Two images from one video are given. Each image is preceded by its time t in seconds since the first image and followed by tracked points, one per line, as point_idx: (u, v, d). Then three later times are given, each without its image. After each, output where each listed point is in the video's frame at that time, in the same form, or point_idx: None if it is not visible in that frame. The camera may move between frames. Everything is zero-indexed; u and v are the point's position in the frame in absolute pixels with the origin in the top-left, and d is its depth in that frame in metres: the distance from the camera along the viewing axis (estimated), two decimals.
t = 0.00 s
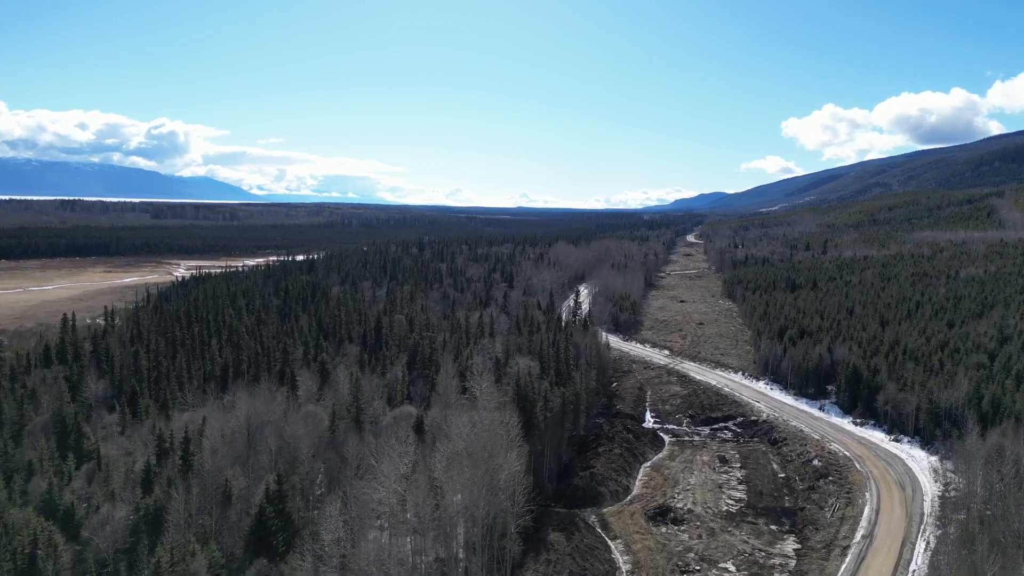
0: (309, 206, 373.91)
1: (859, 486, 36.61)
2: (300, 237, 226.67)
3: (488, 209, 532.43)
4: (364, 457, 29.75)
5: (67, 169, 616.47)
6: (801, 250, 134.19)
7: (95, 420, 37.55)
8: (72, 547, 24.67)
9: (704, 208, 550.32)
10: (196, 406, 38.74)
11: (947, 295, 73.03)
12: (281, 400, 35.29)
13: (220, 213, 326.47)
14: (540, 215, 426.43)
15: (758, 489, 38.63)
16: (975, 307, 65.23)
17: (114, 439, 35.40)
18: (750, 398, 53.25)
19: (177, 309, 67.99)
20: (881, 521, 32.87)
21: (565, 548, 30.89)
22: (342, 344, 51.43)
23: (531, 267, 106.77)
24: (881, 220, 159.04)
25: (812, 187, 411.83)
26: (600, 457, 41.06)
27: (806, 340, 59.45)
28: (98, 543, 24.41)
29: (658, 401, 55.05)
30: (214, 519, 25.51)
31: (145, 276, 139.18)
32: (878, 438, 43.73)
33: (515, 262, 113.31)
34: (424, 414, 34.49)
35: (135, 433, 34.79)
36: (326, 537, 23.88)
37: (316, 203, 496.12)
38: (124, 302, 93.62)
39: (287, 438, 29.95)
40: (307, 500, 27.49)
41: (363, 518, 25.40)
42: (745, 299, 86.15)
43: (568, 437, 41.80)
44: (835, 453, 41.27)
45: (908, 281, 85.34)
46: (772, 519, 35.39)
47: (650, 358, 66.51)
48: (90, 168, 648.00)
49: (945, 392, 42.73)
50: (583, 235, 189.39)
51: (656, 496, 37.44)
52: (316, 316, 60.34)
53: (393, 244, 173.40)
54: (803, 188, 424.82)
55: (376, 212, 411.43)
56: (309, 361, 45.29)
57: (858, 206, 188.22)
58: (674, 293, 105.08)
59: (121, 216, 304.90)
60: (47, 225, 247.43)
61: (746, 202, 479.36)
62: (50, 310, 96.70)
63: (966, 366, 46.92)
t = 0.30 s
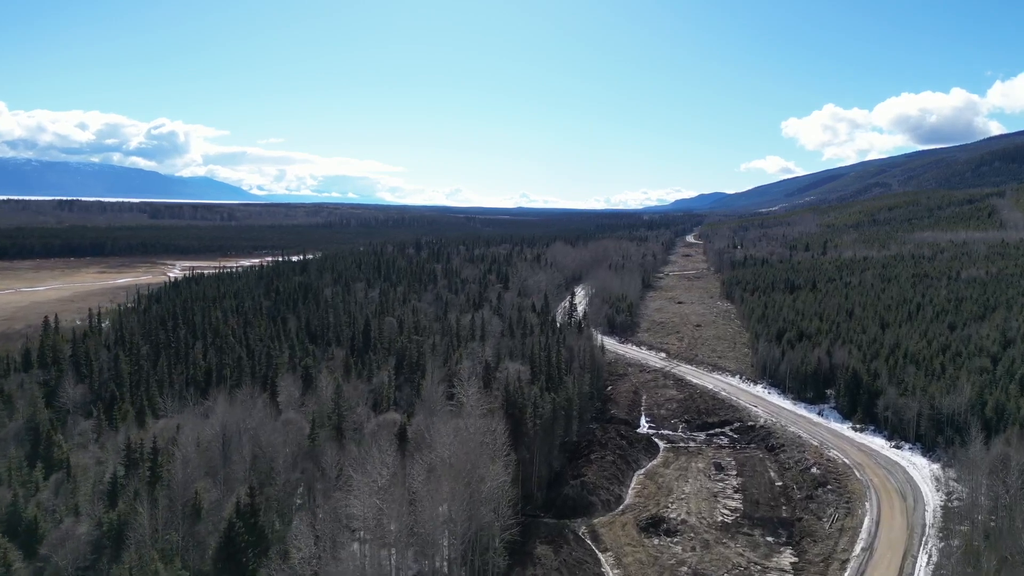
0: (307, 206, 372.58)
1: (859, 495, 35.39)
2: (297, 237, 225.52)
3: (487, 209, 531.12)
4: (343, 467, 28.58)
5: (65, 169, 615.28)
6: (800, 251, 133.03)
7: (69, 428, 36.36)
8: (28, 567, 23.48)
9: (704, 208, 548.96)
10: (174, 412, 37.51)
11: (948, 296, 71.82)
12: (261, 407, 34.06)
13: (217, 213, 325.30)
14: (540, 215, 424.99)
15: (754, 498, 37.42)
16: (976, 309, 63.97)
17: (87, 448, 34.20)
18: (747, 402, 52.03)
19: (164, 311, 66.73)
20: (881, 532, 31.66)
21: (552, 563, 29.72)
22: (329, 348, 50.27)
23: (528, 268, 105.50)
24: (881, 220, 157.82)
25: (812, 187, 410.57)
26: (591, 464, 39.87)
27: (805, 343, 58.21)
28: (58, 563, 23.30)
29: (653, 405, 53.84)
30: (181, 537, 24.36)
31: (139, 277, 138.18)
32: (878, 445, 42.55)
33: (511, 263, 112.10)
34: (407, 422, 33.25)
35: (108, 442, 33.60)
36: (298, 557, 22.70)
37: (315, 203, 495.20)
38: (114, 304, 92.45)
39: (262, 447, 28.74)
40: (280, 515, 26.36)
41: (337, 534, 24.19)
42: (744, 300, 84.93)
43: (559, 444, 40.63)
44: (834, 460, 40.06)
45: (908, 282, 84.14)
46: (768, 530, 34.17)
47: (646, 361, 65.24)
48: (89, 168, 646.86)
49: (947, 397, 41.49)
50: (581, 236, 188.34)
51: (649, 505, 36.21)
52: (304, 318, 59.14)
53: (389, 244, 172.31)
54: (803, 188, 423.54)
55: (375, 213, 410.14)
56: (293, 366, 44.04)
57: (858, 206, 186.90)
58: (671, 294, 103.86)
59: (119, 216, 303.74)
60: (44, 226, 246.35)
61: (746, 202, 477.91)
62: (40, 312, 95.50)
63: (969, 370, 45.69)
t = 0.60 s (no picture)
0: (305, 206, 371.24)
1: (856, 504, 34.27)
2: (294, 237, 224.36)
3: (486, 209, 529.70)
4: (318, 478, 27.48)
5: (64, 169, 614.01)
6: (799, 251, 131.88)
7: (41, 434, 35.28)
8: None
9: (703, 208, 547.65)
10: (149, 417, 36.40)
11: (948, 298, 70.66)
12: (236, 413, 32.94)
13: (215, 213, 323.92)
14: (539, 215, 423.86)
15: (747, 507, 36.34)
16: (977, 311, 62.81)
17: (56, 455, 33.09)
18: (742, 406, 50.91)
19: (149, 312, 65.68)
20: (877, 544, 30.56)
21: None
22: (314, 352, 49.16)
23: (523, 268, 104.41)
24: (880, 220, 156.69)
25: (812, 188, 409.14)
26: (580, 472, 38.73)
27: (802, 345, 57.13)
28: None
29: (646, 409, 52.72)
30: (143, 552, 23.25)
31: (133, 277, 137.18)
32: (875, 451, 41.44)
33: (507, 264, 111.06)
34: (386, 429, 32.12)
35: (78, 449, 32.50)
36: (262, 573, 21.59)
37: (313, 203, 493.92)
38: (104, 305, 91.39)
39: (234, 456, 27.66)
40: (249, 529, 25.26)
41: (305, 551, 23.12)
42: (741, 301, 83.82)
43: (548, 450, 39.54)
44: (830, 467, 38.98)
45: (907, 283, 83.05)
46: (761, 541, 33.06)
47: (640, 364, 64.14)
48: (87, 168, 645.88)
49: (947, 402, 40.40)
50: (579, 236, 186.76)
51: (639, 515, 35.08)
52: (291, 320, 58.03)
53: (386, 245, 171.23)
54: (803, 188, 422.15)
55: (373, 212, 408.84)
56: (275, 370, 42.92)
57: (858, 206, 185.73)
58: (668, 295, 102.75)
59: (116, 215, 302.47)
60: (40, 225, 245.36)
61: (745, 203, 476.60)
62: (30, 313, 94.45)
63: (968, 374, 44.61)
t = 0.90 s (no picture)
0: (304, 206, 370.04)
1: (855, 514, 33.09)
2: (292, 237, 223.41)
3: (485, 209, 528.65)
4: (294, 490, 26.39)
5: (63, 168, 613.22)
6: (798, 252, 130.70)
7: (13, 442, 34.22)
8: None
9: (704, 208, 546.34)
10: (125, 424, 35.30)
11: (950, 299, 69.46)
12: (213, 421, 31.83)
13: (214, 213, 322.73)
14: (539, 215, 422.57)
15: (742, 517, 35.17)
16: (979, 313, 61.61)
17: (27, 464, 31.98)
18: (739, 411, 49.74)
19: (137, 313, 64.73)
20: (877, 556, 29.36)
21: None
22: (300, 355, 48.08)
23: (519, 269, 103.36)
24: (881, 220, 155.51)
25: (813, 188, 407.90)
26: (570, 480, 37.57)
27: (800, 348, 56.01)
28: None
29: (641, 414, 51.57)
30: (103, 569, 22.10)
31: (127, 278, 136.22)
32: (874, 458, 40.30)
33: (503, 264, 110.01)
34: (367, 437, 31.01)
35: (48, 458, 31.41)
36: None
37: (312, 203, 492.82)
38: (95, 306, 90.40)
39: (206, 467, 26.52)
40: (218, 545, 24.09)
41: (274, 569, 21.99)
42: (739, 302, 82.70)
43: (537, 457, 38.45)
44: (828, 474, 37.83)
45: (908, 284, 81.89)
46: (756, 553, 31.86)
47: (636, 366, 63.00)
48: (87, 167, 645.19)
49: (949, 408, 39.26)
50: (578, 236, 185.79)
51: (630, 526, 33.89)
52: (280, 322, 56.96)
53: (383, 245, 170.19)
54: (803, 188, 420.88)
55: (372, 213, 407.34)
56: (258, 374, 41.86)
57: (858, 206, 184.54)
58: (666, 296, 101.65)
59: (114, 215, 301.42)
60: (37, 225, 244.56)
61: (745, 203, 475.37)
62: (20, 314, 93.43)
63: (971, 379, 43.44)
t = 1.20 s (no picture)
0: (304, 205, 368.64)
1: (856, 525, 31.89)
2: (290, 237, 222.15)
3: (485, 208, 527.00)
4: (269, 503, 25.17)
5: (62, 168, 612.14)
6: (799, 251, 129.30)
7: None
8: None
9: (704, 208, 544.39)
10: (100, 431, 34.11)
11: (952, 300, 68.16)
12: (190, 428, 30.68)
13: (212, 212, 321.13)
14: (539, 215, 420.64)
15: (739, 527, 33.98)
16: (982, 313, 60.30)
17: None
18: (737, 415, 48.49)
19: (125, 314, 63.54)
20: (879, 569, 28.13)
21: None
22: (286, 358, 46.88)
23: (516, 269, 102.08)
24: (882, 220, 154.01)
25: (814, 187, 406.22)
26: (561, 488, 36.35)
27: (799, 350, 54.75)
28: None
29: (637, 418, 50.32)
30: None
31: (122, 278, 134.94)
32: (876, 465, 39.08)
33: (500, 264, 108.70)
34: (348, 445, 29.82)
35: (16, 467, 30.21)
36: None
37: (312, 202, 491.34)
38: (86, 307, 89.23)
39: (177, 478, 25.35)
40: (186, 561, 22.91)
41: None
42: (738, 303, 81.47)
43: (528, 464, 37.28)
44: (828, 482, 36.63)
45: (909, 284, 80.59)
46: (753, 566, 30.67)
47: (632, 369, 61.72)
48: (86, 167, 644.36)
49: (953, 413, 38.05)
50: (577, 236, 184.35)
51: (623, 537, 32.64)
52: (268, 324, 55.75)
53: (380, 245, 168.89)
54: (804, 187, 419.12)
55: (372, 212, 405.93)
56: (241, 378, 40.70)
57: (859, 205, 183.03)
58: (665, 296, 100.35)
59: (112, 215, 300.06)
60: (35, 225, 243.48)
61: (746, 202, 473.75)
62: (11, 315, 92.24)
63: (975, 383, 42.21)
